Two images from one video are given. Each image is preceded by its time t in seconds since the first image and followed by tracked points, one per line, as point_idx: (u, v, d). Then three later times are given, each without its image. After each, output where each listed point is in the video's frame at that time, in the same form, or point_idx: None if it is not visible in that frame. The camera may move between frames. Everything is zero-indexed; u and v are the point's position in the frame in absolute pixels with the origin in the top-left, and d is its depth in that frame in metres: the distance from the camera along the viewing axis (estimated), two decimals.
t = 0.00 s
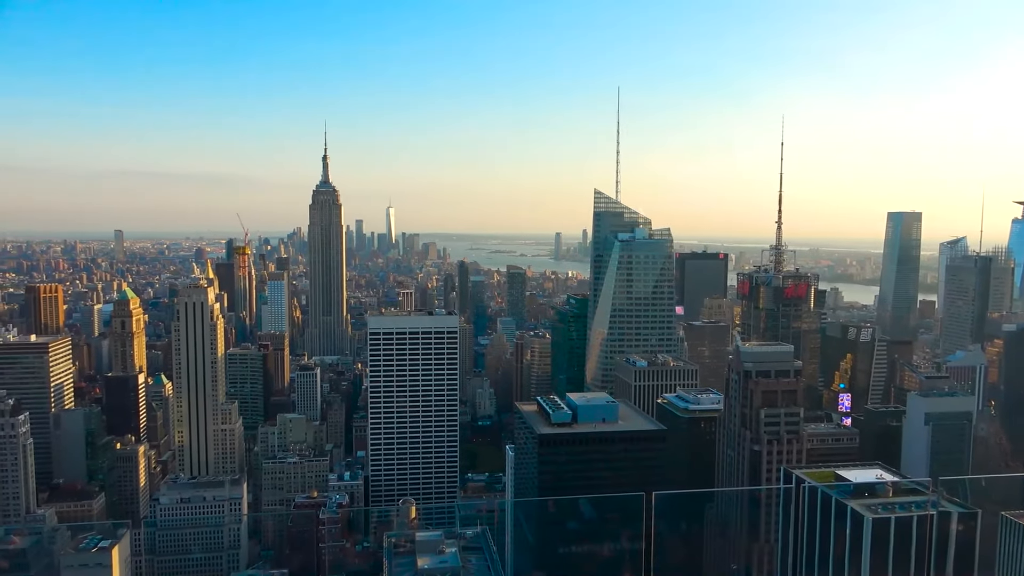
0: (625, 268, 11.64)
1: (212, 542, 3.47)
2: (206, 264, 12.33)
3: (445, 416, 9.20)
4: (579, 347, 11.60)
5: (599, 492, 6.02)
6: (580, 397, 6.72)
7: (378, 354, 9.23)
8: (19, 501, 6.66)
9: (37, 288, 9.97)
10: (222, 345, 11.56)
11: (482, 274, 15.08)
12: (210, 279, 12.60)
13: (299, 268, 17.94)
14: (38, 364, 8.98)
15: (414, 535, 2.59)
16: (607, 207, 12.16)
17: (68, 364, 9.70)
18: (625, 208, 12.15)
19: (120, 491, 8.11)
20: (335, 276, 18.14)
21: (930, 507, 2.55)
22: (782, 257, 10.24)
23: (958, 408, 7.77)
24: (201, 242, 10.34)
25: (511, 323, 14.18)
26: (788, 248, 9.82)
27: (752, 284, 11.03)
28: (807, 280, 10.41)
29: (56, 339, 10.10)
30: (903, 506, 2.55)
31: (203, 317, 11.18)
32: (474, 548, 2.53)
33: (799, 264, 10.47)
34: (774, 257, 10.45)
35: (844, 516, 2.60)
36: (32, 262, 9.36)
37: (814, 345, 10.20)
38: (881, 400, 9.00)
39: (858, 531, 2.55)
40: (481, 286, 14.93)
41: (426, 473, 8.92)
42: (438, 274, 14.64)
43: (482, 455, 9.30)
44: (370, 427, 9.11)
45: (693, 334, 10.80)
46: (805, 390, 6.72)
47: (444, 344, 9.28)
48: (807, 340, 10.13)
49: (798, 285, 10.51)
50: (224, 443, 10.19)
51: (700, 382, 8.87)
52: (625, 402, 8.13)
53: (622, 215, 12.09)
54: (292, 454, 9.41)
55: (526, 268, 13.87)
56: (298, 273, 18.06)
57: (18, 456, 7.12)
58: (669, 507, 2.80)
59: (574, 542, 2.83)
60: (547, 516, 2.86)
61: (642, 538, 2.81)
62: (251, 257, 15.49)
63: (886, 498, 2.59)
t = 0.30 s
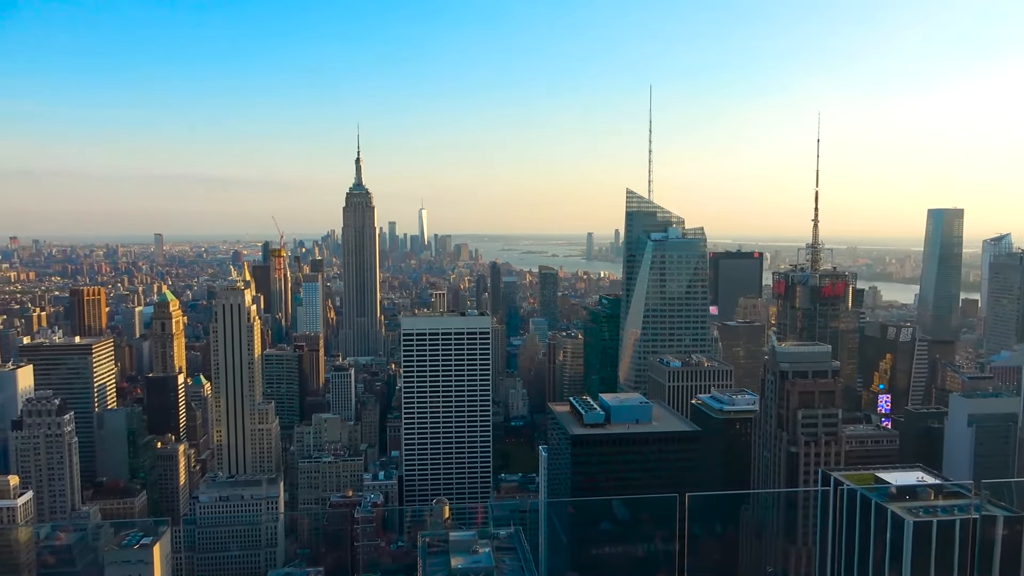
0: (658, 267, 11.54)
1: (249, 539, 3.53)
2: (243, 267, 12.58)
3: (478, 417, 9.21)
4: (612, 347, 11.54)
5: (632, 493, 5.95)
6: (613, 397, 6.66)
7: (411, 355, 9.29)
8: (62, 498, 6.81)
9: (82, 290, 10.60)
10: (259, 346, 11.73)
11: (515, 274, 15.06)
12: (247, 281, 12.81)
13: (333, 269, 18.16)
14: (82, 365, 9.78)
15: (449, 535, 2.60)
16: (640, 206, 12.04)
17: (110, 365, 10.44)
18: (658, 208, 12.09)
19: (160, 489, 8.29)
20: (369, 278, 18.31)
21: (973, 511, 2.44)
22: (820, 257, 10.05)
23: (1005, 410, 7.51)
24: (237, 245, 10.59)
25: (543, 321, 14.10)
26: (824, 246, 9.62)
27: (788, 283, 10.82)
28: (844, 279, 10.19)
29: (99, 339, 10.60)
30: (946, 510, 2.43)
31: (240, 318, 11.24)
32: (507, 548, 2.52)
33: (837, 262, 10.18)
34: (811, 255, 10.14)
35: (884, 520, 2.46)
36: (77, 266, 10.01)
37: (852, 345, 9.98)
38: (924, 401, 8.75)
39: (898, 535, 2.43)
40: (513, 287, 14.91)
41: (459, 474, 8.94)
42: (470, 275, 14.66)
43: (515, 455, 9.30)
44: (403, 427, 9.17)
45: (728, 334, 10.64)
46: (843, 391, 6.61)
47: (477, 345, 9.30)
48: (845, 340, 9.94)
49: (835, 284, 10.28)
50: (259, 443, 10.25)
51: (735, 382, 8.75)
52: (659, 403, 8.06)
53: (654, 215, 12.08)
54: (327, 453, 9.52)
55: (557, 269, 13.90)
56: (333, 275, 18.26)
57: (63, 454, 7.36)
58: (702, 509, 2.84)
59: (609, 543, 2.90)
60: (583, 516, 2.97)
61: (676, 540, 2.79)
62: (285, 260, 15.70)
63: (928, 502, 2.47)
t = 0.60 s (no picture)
0: (693, 268, 11.40)
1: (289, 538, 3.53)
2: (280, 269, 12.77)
3: (513, 418, 9.21)
4: (647, 348, 11.46)
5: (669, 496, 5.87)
6: (649, 398, 6.59)
7: (446, 356, 9.33)
8: (108, 496, 7.21)
9: (125, 292, 11.37)
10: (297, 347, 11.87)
11: (549, 275, 15.02)
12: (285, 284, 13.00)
13: (369, 271, 18.38)
14: (126, 366, 10.02)
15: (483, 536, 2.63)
16: (674, 205, 11.90)
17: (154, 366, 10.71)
18: (692, 206, 11.86)
19: (201, 488, 8.43)
20: (404, 278, 18.41)
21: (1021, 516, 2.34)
22: (860, 255, 9.78)
23: None
24: (274, 247, 11.18)
25: (577, 322, 14.10)
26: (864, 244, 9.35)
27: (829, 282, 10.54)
28: (885, 277, 9.82)
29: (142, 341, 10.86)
30: (993, 515, 2.35)
31: (278, 319, 10.96)
32: (542, 550, 2.52)
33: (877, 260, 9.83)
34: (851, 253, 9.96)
35: (928, 526, 2.40)
36: (121, 269, 10.50)
37: (894, 346, 9.70)
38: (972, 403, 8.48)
39: (943, 540, 2.36)
40: (548, 287, 14.86)
41: (494, 475, 8.95)
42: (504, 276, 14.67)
43: (550, 456, 9.27)
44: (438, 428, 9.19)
45: (766, 334, 10.45)
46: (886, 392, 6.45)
47: (511, 346, 9.32)
48: (887, 340, 9.69)
49: (876, 283, 9.93)
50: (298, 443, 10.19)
51: (774, 384, 8.60)
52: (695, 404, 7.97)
53: (689, 213, 11.84)
54: (363, 453, 9.61)
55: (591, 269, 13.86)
56: (368, 277, 18.45)
57: (108, 454, 7.49)
58: (739, 512, 2.85)
59: (645, 546, 2.88)
60: (618, 517, 2.91)
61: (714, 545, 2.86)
62: (323, 261, 16.11)
63: (975, 506, 2.40)
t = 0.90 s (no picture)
0: (733, 269, 11.27)
1: (328, 534, 3.58)
2: (321, 269, 12.96)
3: (550, 419, 9.20)
4: (685, 349, 11.38)
5: (708, 499, 5.79)
6: (687, 401, 6.50)
7: (483, 356, 9.36)
8: (154, 490, 7.34)
9: (172, 292, 11.59)
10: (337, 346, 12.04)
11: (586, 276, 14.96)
12: (325, 284, 13.20)
13: (407, 272, 18.59)
14: (171, 364, 10.24)
15: (521, 537, 2.64)
16: (714, 205, 11.73)
17: (198, 364, 10.92)
18: (732, 206, 11.75)
19: (244, 484, 8.58)
20: (442, 278, 18.54)
21: None
22: (906, 256, 9.06)
23: None
24: (315, 248, 11.29)
25: (614, 323, 14.18)
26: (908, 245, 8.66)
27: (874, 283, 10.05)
28: (933, 279, 9.56)
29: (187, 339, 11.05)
30: None
31: (318, 318, 11.22)
32: (580, 552, 2.52)
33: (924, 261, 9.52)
34: (897, 256, 9.22)
35: (976, 536, 2.33)
36: (167, 269, 10.74)
37: (943, 349, 9.17)
38: None
39: (993, 551, 2.29)
40: (585, 288, 14.80)
41: (530, 475, 8.96)
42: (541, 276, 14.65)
43: (587, 457, 9.25)
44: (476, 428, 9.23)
45: (808, 336, 10.20)
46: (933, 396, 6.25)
47: (548, 347, 9.34)
48: (935, 343, 9.20)
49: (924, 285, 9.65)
50: (336, 440, 10.30)
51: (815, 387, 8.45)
52: (735, 407, 7.86)
53: (729, 213, 11.73)
54: (401, 452, 9.70)
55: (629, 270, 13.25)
56: (407, 277, 18.64)
57: (155, 449, 7.71)
58: (779, 518, 2.79)
59: (684, 550, 2.87)
60: (658, 518, 2.88)
61: (752, 551, 2.81)
62: (362, 262, 16.40)
63: None
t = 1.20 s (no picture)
0: (773, 269, 10.93)
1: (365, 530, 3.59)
2: (358, 268, 13.09)
3: (584, 420, 9.16)
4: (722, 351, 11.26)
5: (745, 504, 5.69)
6: (724, 404, 6.40)
7: (518, 356, 9.33)
8: (195, 484, 7.64)
9: (213, 290, 12.29)
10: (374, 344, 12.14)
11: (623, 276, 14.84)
12: (362, 283, 13.32)
13: (443, 271, 18.75)
14: (213, 360, 10.40)
15: (555, 538, 2.64)
16: (754, 205, 11.53)
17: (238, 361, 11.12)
18: (772, 207, 11.51)
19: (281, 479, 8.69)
20: (478, 276, 18.55)
21: None
22: (953, 258, 8.61)
23: None
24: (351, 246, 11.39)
25: (651, 324, 14.09)
26: (956, 247, 8.23)
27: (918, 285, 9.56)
28: (982, 283, 8.88)
29: (228, 336, 11.24)
30: None
31: (356, 318, 11.10)
32: (615, 553, 2.52)
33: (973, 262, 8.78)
34: (944, 257, 8.76)
35: None
36: (209, 268, 11.61)
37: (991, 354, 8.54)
38: None
39: None
40: (621, 288, 14.58)
41: (565, 475, 8.95)
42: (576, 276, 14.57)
43: (621, 459, 9.19)
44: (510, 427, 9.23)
45: (848, 339, 9.86)
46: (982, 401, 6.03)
47: (583, 348, 9.32)
48: (981, 347, 8.51)
49: (972, 289, 9.00)
50: (372, 438, 10.40)
51: (857, 391, 8.27)
52: (774, 410, 7.71)
53: (769, 214, 11.47)
54: (436, 450, 9.73)
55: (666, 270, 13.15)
56: (443, 277, 18.76)
57: (196, 443, 7.87)
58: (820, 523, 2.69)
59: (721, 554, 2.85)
60: (695, 523, 2.92)
61: (791, 557, 2.73)
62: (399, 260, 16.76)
63: None
